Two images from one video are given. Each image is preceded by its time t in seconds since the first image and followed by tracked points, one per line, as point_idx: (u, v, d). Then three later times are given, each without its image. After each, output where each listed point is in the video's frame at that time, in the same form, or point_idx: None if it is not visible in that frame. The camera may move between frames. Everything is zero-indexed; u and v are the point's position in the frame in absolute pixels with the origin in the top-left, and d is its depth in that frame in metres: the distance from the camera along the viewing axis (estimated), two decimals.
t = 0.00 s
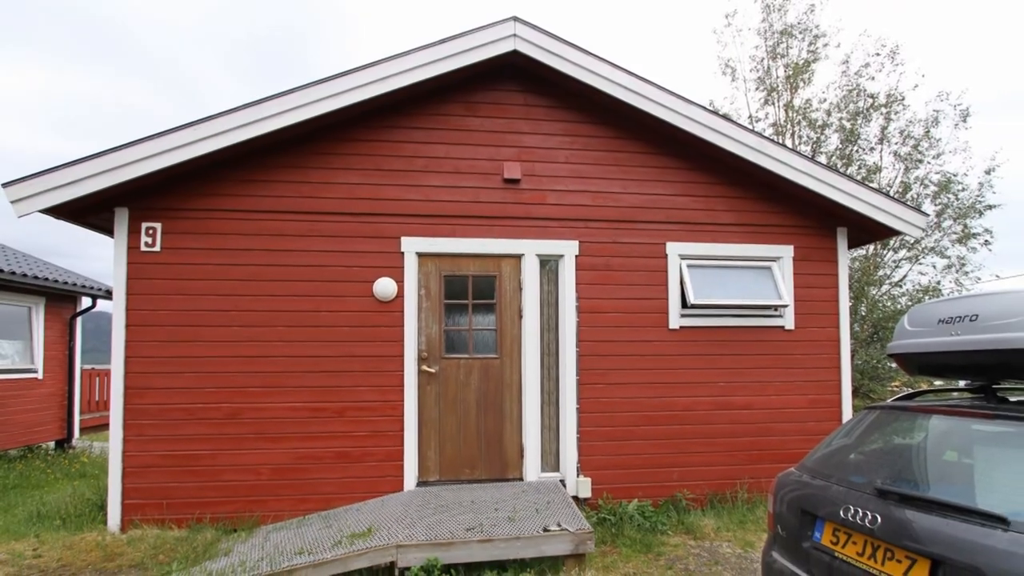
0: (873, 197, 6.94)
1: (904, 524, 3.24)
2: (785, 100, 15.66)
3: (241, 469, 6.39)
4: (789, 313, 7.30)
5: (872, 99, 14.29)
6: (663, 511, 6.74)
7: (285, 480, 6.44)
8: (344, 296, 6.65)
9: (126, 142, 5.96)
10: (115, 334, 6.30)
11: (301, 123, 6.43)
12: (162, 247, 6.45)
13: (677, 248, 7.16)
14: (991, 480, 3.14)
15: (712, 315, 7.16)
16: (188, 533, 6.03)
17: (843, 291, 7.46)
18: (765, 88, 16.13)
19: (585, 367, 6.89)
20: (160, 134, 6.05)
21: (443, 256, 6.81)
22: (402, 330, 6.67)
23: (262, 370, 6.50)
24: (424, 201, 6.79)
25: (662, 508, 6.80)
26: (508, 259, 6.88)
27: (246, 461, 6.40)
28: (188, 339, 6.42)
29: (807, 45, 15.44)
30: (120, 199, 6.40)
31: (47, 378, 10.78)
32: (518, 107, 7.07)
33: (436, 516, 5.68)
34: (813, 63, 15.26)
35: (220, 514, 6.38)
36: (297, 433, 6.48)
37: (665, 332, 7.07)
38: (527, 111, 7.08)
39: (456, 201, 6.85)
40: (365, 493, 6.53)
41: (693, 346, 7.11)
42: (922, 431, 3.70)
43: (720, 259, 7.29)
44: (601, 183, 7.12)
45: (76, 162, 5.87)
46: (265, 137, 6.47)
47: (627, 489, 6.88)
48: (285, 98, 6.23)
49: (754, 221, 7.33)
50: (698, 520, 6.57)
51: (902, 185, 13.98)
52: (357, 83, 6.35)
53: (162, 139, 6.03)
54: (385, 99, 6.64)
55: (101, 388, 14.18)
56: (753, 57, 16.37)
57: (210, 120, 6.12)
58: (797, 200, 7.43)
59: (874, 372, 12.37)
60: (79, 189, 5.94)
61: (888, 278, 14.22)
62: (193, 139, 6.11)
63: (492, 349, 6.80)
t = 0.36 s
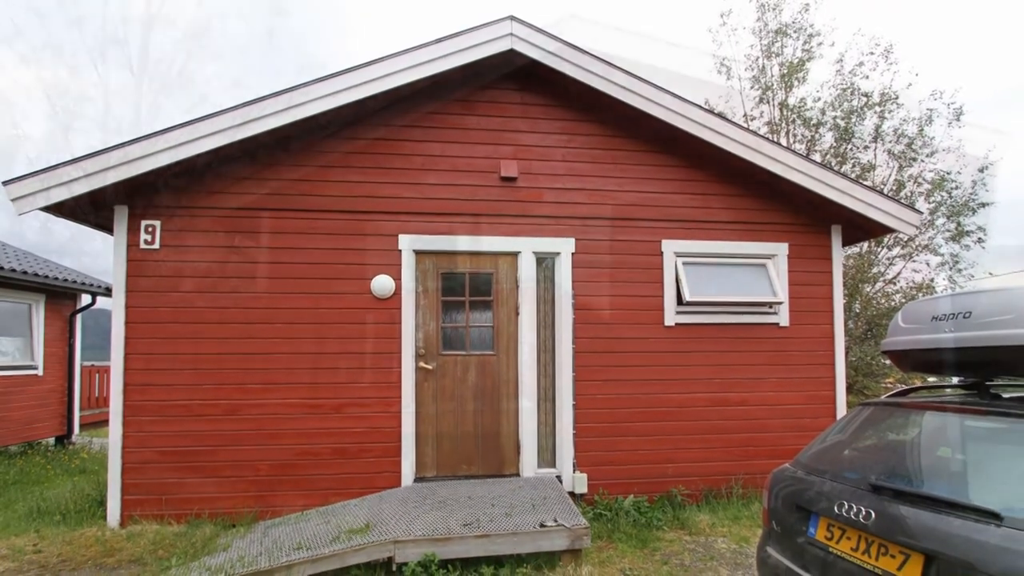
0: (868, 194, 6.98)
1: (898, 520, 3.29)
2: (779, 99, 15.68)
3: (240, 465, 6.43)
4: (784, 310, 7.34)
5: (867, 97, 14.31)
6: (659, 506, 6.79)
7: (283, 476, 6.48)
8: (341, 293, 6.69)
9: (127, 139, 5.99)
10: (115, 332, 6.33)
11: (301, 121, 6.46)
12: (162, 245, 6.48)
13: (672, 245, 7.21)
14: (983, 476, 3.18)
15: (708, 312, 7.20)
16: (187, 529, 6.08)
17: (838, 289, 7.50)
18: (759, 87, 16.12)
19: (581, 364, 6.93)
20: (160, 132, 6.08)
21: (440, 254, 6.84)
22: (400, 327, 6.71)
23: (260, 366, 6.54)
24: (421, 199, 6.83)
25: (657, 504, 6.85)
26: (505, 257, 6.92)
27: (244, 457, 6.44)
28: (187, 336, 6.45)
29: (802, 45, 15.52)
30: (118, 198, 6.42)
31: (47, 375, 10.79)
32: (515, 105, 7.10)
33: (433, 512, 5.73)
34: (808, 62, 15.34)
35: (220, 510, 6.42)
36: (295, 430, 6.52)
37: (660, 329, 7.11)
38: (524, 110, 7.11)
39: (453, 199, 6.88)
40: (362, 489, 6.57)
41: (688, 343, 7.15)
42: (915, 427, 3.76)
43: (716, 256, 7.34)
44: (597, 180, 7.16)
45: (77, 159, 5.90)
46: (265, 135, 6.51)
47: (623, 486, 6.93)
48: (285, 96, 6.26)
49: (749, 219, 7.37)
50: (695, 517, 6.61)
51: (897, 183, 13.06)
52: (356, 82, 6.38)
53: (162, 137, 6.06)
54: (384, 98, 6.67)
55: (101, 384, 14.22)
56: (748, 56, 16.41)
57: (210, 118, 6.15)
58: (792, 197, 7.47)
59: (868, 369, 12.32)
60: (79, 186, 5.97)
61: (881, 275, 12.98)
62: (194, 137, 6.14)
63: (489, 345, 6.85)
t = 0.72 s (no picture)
0: (862, 192, 7.07)
1: (892, 514, 3.37)
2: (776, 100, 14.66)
3: (238, 461, 6.48)
4: (778, 307, 7.41)
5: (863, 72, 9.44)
6: (655, 502, 6.84)
7: (282, 472, 6.53)
8: (339, 290, 6.72)
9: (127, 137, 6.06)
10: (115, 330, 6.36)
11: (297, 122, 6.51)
12: (161, 244, 6.57)
13: (668, 243, 7.26)
14: (970, 471, 3.27)
15: (704, 309, 7.26)
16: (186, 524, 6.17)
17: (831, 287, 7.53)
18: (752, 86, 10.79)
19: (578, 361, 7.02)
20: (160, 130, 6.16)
21: (438, 251, 6.91)
22: (398, 325, 6.74)
23: (258, 364, 6.58)
24: (419, 196, 6.87)
25: (653, 499, 6.90)
26: (502, 255, 6.98)
27: (242, 454, 6.49)
28: (187, 332, 6.49)
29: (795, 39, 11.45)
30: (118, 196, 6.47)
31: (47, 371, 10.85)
32: (513, 102, 7.14)
33: (431, 507, 5.78)
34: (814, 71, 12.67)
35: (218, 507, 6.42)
36: (294, 426, 6.55)
37: (657, 327, 7.16)
38: (521, 108, 7.15)
39: (451, 197, 6.93)
40: (360, 484, 6.62)
41: (685, 340, 7.21)
42: (910, 423, 3.83)
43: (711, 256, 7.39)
44: (594, 178, 7.22)
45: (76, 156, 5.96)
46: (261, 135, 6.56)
47: (620, 482, 6.97)
48: (282, 97, 6.33)
49: (745, 217, 7.43)
50: (693, 514, 6.63)
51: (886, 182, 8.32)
52: (352, 81, 6.42)
53: (161, 136, 6.12)
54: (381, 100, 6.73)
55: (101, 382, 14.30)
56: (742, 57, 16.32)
57: (209, 119, 6.22)
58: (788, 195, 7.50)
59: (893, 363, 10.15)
60: (79, 183, 6.04)
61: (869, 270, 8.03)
62: (191, 136, 6.22)
63: (487, 342, 6.95)
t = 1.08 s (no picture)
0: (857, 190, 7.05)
1: (880, 508, 3.59)
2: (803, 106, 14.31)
3: (237, 457, 6.84)
4: (773, 303, 7.22)
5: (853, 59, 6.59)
6: (650, 499, 6.68)
7: (280, 468, 6.79)
8: (336, 287, 6.88)
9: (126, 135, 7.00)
10: (113, 321, 7.08)
11: (293, 123, 6.81)
12: (158, 242, 7.38)
13: (662, 242, 7.27)
14: (957, 469, 3.72)
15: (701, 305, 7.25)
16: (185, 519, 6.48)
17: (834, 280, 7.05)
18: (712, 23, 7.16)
19: (570, 356, 7.18)
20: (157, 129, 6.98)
21: (434, 248, 7.05)
22: (395, 322, 6.95)
23: (258, 359, 6.97)
24: (416, 193, 6.92)
25: (648, 496, 6.75)
26: (497, 252, 7.08)
27: (242, 449, 6.86)
28: (189, 330, 7.07)
29: None
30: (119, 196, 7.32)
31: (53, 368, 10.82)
32: (508, 101, 7.20)
33: (427, 503, 5.87)
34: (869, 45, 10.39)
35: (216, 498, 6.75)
36: (291, 419, 6.86)
37: (652, 323, 7.18)
38: (515, 106, 7.21)
39: (447, 194, 6.98)
40: (357, 481, 6.70)
41: (681, 336, 7.20)
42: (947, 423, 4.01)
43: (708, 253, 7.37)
44: (589, 176, 7.28)
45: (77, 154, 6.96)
46: (258, 136, 6.95)
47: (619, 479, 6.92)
48: (276, 97, 6.76)
49: (742, 214, 7.36)
50: (691, 507, 6.47)
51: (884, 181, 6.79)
52: (347, 80, 6.65)
53: (155, 135, 6.95)
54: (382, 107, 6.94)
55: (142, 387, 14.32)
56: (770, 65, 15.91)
57: (201, 120, 6.93)
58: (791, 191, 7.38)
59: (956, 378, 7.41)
60: (78, 180, 6.93)
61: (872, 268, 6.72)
62: (183, 135, 6.92)
63: (483, 339, 7.05)
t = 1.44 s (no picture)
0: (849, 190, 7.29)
1: (873, 496, 6.80)
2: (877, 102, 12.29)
3: (236, 454, 7.32)
4: (768, 300, 6.95)
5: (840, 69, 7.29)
6: (646, 494, 6.97)
7: (278, 464, 7.30)
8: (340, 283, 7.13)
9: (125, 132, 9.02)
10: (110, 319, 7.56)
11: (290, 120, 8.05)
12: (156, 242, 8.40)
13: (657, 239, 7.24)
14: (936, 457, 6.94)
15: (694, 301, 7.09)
16: (187, 516, 7.29)
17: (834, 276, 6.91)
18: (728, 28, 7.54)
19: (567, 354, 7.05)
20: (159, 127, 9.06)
21: (430, 247, 7.19)
22: (388, 318, 7.03)
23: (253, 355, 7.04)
24: (409, 191, 7.31)
25: (645, 491, 7.02)
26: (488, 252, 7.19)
27: (242, 445, 7.27)
28: (187, 327, 7.21)
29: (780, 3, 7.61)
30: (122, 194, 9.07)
31: None
32: (506, 100, 7.59)
33: (434, 529, 6.70)
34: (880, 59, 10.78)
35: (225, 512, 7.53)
36: (286, 414, 6.99)
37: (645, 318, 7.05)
38: (512, 104, 7.59)
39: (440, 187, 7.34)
40: (352, 475, 7.18)
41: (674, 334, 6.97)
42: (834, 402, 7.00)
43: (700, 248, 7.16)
44: (583, 170, 7.36)
45: (79, 154, 9.15)
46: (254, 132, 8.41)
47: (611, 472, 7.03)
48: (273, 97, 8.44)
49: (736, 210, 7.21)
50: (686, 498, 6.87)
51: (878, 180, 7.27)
52: (348, 75, 7.55)
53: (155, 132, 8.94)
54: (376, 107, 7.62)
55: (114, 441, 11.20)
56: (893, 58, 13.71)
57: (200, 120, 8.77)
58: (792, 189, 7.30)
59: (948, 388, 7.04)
60: (76, 177, 9.16)
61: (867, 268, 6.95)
62: (182, 132, 8.81)
63: (478, 335, 6.83)
